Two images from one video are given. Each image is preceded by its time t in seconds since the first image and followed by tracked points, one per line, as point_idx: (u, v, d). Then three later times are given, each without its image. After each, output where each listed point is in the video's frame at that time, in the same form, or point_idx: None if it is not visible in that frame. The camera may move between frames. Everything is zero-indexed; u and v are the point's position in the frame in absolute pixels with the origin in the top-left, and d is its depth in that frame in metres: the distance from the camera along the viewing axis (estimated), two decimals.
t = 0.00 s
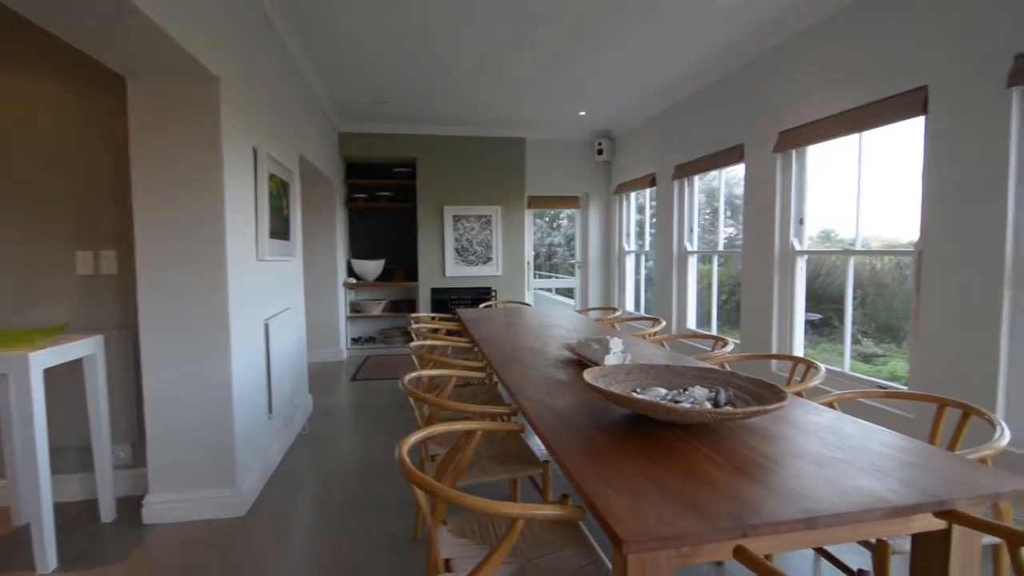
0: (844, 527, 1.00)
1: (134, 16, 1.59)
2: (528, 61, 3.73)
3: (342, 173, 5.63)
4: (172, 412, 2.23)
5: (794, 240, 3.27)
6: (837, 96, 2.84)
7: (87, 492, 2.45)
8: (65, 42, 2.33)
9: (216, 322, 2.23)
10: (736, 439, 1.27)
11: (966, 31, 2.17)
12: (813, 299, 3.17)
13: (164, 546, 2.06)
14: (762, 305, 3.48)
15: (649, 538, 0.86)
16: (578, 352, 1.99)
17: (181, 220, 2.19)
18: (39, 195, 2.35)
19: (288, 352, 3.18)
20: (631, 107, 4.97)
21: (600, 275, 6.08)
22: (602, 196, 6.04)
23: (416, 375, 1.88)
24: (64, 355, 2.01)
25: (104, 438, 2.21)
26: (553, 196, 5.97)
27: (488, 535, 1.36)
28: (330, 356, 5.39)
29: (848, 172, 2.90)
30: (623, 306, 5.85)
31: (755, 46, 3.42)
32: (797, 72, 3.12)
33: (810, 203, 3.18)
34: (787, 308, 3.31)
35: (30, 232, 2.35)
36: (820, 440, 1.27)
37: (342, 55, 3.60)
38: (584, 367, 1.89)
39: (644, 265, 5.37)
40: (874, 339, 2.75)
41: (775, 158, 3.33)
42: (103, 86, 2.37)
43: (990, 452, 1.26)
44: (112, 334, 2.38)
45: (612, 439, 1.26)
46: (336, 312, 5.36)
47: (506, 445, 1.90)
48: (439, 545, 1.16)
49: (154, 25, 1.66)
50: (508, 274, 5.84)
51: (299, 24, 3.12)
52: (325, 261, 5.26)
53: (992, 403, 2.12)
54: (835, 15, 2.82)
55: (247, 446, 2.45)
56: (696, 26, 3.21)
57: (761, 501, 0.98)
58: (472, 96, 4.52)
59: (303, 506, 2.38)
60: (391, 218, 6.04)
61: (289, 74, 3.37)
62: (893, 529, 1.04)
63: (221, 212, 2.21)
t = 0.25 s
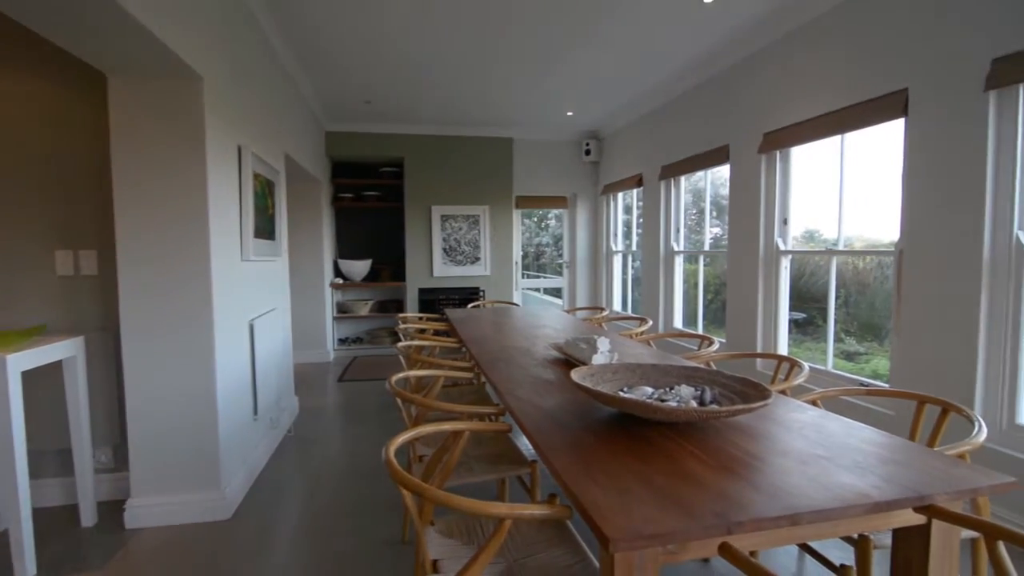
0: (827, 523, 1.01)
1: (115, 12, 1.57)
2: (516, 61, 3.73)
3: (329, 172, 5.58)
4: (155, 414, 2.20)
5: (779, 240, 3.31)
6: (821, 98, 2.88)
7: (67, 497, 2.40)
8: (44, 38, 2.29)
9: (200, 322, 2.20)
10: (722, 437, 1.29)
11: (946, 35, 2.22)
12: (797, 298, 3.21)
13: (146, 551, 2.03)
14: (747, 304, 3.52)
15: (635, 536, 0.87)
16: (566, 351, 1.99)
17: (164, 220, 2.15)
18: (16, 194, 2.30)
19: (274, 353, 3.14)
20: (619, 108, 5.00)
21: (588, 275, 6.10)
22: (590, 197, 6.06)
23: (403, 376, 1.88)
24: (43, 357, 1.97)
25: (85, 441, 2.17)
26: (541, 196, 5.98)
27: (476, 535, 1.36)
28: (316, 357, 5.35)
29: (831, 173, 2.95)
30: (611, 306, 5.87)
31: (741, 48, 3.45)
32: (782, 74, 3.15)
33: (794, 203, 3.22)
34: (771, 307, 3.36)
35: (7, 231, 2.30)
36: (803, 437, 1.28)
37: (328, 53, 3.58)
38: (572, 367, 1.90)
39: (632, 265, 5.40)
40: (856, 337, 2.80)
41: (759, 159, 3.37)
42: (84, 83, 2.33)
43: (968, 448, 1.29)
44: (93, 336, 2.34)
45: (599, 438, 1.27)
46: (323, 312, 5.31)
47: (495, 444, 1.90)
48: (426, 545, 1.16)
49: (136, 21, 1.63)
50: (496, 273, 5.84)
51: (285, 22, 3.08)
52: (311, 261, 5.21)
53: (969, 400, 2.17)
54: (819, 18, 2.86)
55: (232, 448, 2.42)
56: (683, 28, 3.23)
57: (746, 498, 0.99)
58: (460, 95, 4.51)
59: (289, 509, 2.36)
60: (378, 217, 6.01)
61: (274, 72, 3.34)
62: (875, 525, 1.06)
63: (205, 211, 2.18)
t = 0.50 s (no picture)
0: (809, 519, 1.03)
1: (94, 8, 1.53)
2: (503, 60, 3.73)
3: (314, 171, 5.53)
4: (136, 417, 2.16)
5: (762, 240, 3.35)
6: (804, 100, 2.92)
7: (45, 502, 2.35)
8: (20, 34, 2.24)
9: (182, 323, 2.17)
10: (707, 435, 1.30)
11: (925, 39, 2.26)
12: (781, 298, 3.25)
13: (127, 556, 1.99)
14: (732, 303, 3.55)
15: (621, 535, 0.87)
16: (553, 351, 2.00)
17: (145, 220, 2.12)
18: None
19: (258, 354, 3.10)
20: (605, 108, 5.02)
21: (575, 275, 6.12)
22: (576, 196, 6.08)
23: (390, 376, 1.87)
24: (20, 360, 1.93)
25: (64, 445, 2.12)
26: (528, 196, 5.98)
27: (462, 535, 1.36)
28: (302, 358, 5.30)
29: (813, 174, 2.99)
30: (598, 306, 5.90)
31: (725, 49, 3.48)
32: (765, 76, 3.19)
33: (777, 204, 3.26)
34: (755, 306, 3.40)
35: None
36: (786, 435, 1.30)
37: (313, 51, 3.54)
38: (559, 367, 1.90)
39: (618, 265, 5.43)
40: (838, 336, 2.84)
41: (744, 160, 3.40)
42: (61, 80, 2.28)
43: (946, 444, 1.32)
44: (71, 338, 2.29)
45: (586, 437, 1.28)
46: (308, 313, 5.26)
47: (482, 445, 1.90)
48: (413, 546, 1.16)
49: (115, 18, 1.60)
50: (484, 273, 5.83)
51: (268, 19, 3.05)
52: (297, 261, 5.16)
53: (947, 397, 2.21)
54: (802, 21, 2.90)
55: (216, 451, 2.39)
56: (668, 30, 3.25)
57: (730, 496, 1.00)
58: (447, 95, 4.50)
59: (274, 512, 2.34)
60: (364, 217, 5.97)
61: (257, 70, 3.29)
62: (856, 520, 1.08)
63: (187, 211, 2.15)
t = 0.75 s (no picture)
0: (789, 515, 1.04)
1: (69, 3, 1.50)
2: (487, 60, 3.72)
3: (296, 170, 5.47)
4: (113, 420, 2.12)
5: (744, 240, 3.40)
6: (784, 102, 2.97)
7: (17, 509, 2.29)
8: None
9: (160, 325, 2.13)
10: (689, 432, 1.31)
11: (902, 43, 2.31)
12: (762, 297, 3.30)
13: (104, 563, 1.95)
14: (714, 302, 3.60)
15: (605, 533, 0.88)
16: (538, 350, 2.00)
17: (122, 219, 2.08)
18: None
19: (239, 356, 3.06)
20: (589, 109, 5.05)
21: (560, 275, 6.14)
22: (561, 197, 6.10)
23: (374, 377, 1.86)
24: None
25: (38, 450, 2.07)
26: (513, 196, 5.99)
27: (447, 536, 1.36)
28: (285, 359, 5.24)
29: (793, 175, 3.04)
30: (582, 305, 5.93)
31: (708, 51, 3.52)
32: (747, 78, 3.24)
33: (758, 204, 3.31)
34: (737, 306, 3.44)
35: None
36: (768, 432, 1.32)
37: (295, 49, 3.50)
38: (543, 366, 1.91)
39: (603, 264, 5.46)
40: (818, 334, 2.89)
41: (726, 161, 3.45)
42: (35, 76, 2.22)
43: (921, 439, 1.35)
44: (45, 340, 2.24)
45: (570, 436, 1.28)
46: (291, 313, 5.20)
47: (466, 445, 1.90)
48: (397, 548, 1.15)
49: (92, 14, 1.57)
50: (469, 273, 5.82)
51: (249, 15, 3.01)
52: (279, 262, 5.10)
53: (922, 393, 2.27)
54: (783, 24, 2.94)
55: (196, 454, 2.35)
56: (652, 31, 3.28)
57: (712, 492, 1.01)
58: (431, 94, 4.48)
59: (257, 515, 2.31)
60: (348, 217, 5.92)
61: (238, 68, 3.25)
62: (835, 515, 1.10)
63: (165, 210, 2.11)
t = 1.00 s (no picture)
0: (772, 511, 1.06)
1: None
2: (474, 60, 3.72)
3: (281, 169, 5.42)
4: (93, 423, 2.08)
5: (729, 240, 3.44)
6: (767, 104, 3.01)
7: None
8: None
9: (142, 326, 2.09)
10: (675, 431, 1.32)
11: (882, 47, 2.35)
12: (747, 296, 3.33)
13: (84, 569, 1.91)
14: (700, 302, 3.63)
15: (590, 532, 0.88)
16: (525, 350, 2.00)
17: (101, 219, 2.04)
18: None
19: (223, 357, 3.02)
20: (576, 110, 5.07)
21: (547, 275, 6.15)
22: (549, 197, 6.11)
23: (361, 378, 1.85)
24: None
25: (14, 455, 2.03)
26: (501, 196, 5.98)
27: (434, 537, 1.35)
28: (270, 360, 5.18)
29: (776, 176, 3.08)
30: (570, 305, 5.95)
31: (693, 53, 3.55)
32: (731, 80, 3.27)
33: (742, 205, 3.35)
34: (722, 305, 3.48)
35: None
36: (752, 429, 1.34)
37: (280, 47, 3.47)
38: (530, 366, 1.91)
39: (590, 264, 5.48)
40: (801, 333, 2.93)
41: (711, 162, 3.48)
42: (11, 72, 2.18)
43: (900, 436, 1.37)
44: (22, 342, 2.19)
45: (556, 436, 1.28)
46: (276, 314, 5.15)
47: (453, 445, 1.90)
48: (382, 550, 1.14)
49: (71, 9, 1.55)
50: (456, 273, 5.81)
51: (233, 12, 2.97)
52: (264, 262, 5.05)
53: (901, 391, 2.32)
54: (766, 27, 2.98)
55: (179, 457, 2.32)
56: (638, 33, 3.30)
57: (697, 490, 1.02)
58: (418, 93, 4.46)
59: (241, 519, 2.28)
60: (334, 216, 5.88)
61: (222, 65, 3.21)
62: (817, 511, 1.11)
63: (146, 210, 2.07)
